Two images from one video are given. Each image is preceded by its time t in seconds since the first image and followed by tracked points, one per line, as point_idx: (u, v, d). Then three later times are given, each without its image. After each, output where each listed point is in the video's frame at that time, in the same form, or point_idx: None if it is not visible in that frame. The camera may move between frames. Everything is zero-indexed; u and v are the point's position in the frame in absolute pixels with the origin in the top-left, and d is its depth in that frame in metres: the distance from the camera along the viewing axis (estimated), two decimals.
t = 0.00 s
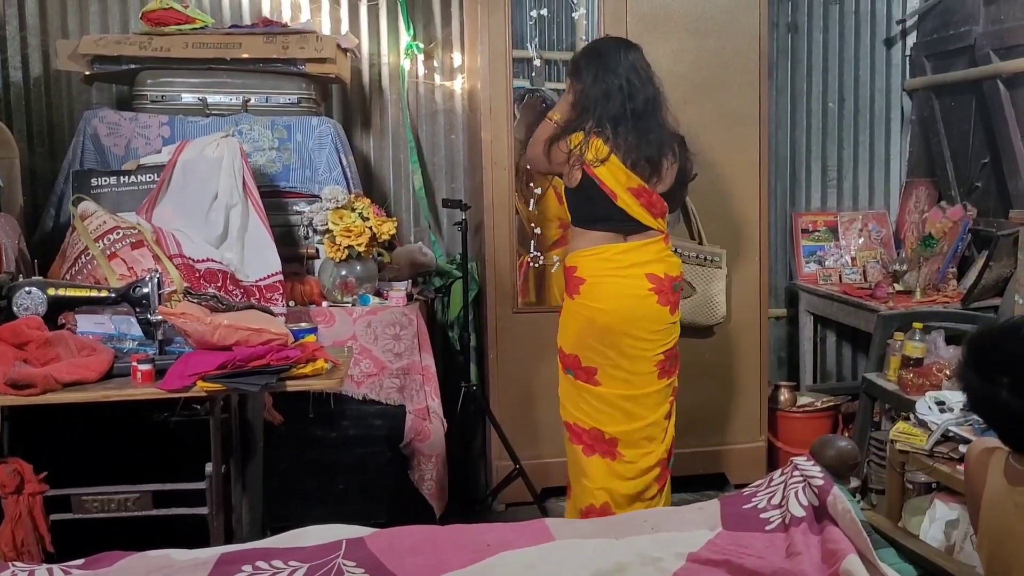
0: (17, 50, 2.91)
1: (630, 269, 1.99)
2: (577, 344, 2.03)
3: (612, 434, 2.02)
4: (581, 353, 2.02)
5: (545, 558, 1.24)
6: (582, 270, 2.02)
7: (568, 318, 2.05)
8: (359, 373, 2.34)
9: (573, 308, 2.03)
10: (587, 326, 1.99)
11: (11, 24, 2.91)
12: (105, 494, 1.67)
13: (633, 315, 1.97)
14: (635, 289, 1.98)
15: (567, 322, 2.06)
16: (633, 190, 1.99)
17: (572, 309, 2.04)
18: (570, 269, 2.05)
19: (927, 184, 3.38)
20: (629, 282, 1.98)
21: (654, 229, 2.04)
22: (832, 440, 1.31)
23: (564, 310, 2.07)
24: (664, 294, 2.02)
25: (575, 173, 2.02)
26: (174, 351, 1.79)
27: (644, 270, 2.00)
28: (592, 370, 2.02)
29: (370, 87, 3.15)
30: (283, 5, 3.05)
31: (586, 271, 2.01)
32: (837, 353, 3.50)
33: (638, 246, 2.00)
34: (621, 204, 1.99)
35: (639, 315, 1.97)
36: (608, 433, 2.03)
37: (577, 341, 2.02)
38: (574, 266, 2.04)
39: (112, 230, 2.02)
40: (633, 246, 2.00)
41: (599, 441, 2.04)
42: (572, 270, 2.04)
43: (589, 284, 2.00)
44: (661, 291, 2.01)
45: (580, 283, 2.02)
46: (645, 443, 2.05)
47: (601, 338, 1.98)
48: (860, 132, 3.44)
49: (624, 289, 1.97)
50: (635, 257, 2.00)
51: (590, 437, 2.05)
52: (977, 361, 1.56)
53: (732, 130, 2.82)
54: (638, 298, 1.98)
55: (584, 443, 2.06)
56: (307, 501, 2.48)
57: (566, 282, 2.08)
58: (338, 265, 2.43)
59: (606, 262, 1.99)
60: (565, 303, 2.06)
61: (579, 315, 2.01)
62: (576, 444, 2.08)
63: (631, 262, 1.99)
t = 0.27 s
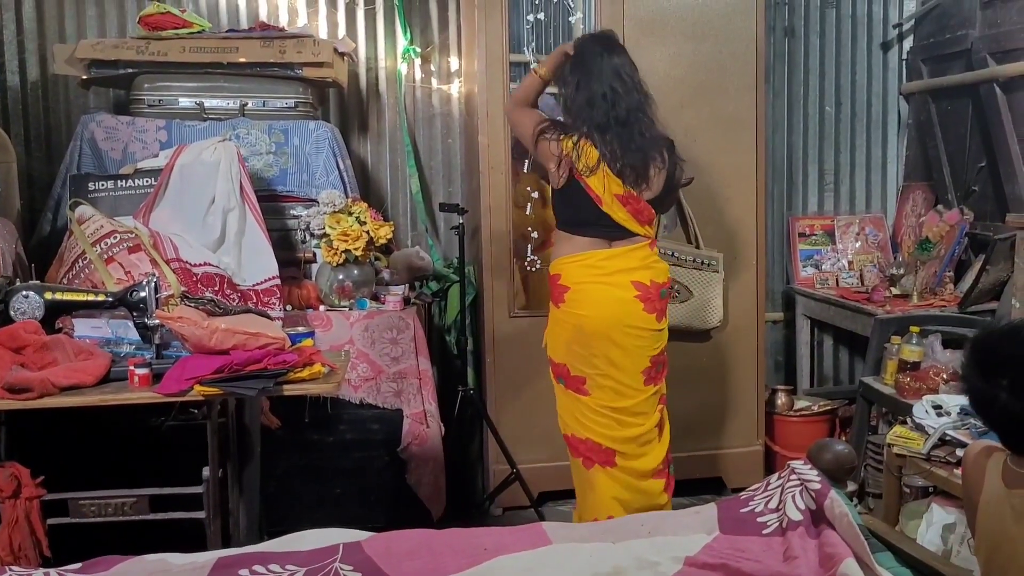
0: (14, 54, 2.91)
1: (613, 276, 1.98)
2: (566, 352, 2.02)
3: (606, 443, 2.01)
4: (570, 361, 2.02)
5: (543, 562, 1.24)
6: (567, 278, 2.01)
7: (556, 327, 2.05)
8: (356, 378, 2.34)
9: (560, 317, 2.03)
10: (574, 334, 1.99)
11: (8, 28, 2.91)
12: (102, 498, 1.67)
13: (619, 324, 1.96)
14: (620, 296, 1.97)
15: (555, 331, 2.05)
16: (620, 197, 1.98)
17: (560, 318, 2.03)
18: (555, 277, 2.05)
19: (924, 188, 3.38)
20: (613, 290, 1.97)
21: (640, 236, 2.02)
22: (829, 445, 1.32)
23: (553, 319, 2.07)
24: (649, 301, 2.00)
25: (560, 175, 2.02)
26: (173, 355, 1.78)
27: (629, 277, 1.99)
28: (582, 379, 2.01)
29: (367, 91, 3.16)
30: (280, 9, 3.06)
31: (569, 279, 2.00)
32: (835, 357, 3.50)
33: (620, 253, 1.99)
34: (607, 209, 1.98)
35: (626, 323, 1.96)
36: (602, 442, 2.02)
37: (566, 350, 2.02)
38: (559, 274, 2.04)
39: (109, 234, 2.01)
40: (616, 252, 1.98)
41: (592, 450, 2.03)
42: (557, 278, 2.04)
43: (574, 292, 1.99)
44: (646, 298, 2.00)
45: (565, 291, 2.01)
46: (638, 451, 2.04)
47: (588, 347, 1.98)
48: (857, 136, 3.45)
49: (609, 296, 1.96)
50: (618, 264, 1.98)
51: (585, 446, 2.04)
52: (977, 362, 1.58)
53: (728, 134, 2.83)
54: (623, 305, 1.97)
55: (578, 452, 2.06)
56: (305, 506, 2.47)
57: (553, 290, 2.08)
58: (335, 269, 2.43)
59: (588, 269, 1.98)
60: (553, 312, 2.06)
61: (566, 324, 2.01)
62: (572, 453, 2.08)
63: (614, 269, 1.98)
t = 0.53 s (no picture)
0: (12, 55, 2.91)
1: (606, 279, 1.97)
2: (560, 359, 1.99)
3: (600, 448, 2.01)
4: (564, 368, 1.99)
5: (539, 563, 1.24)
6: (559, 283, 1.99)
7: (546, 333, 2.02)
8: (353, 379, 2.34)
9: (552, 322, 2.00)
10: (569, 340, 1.96)
11: (5, 29, 2.91)
12: (99, 499, 1.66)
13: (614, 327, 1.96)
14: (614, 300, 1.97)
15: (545, 337, 2.02)
16: (617, 204, 1.97)
17: (551, 324, 2.00)
18: (545, 282, 2.02)
19: (921, 189, 3.39)
20: (606, 293, 1.96)
21: (626, 240, 2.03)
22: (825, 445, 1.31)
23: (540, 326, 2.03)
24: (639, 303, 2.02)
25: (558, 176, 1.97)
26: (169, 357, 1.79)
27: (620, 280, 1.99)
28: (577, 385, 1.99)
29: (364, 93, 3.16)
30: (277, 10, 3.06)
31: (562, 284, 1.98)
32: (831, 358, 3.50)
33: (612, 255, 1.99)
34: (601, 214, 1.96)
35: (619, 326, 1.97)
36: (596, 448, 2.01)
37: (560, 356, 1.99)
38: (549, 279, 2.01)
39: (106, 235, 2.01)
40: (608, 255, 1.99)
41: (587, 458, 2.02)
42: (547, 282, 2.01)
43: (568, 297, 1.96)
44: (638, 301, 2.01)
45: (558, 296, 1.98)
46: (628, 455, 2.05)
47: (584, 352, 1.96)
48: (853, 138, 3.45)
49: (603, 300, 1.96)
50: (611, 267, 1.98)
51: (579, 454, 2.03)
52: (980, 353, 1.59)
53: (725, 135, 2.83)
54: (617, 309, 1.96)
55: (573, 460, 2.04)
56: (302, 507, 2.47)
57: (540, 295, 2.04)
58: (332, 271, 2.43)
59: (582, 273, 1.96)
60: (541, 317, 2.02)
61: (560, 330, 1.98)
62: (568, 463, 2.05)
63: (607, 273, 1.98)
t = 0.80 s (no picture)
0: (8, 54, 2.90)
1: (607, 278, 2.02)
2: (568, 360, 1.98)
3: (601, 447, 2.03)
4: (571, 369, 1.98)
5: (538, 561, 1.24)
6: (566, 283, 1.98)
7: (550, 334, 1.99)
8: (351, 379, 2.33)
9: (558, 323, 1.98)
10: (579, 340, 1.97)
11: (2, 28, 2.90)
12: (96, 499, 1.66)
13: (617, 325, 2.00)
14: (616, 298, 2.01)
15: (549, 339, 1.99)
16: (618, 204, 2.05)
17: (558, 325, 1.98)
18: (548, 283, 2.00)
19: (919, 188, 3.39)
20: (610, 291, 2.00)
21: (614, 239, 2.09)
22: (823, 444, 1.32)
23: (543, 327, 2.01)
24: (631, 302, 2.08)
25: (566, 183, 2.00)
26: (167, 355, 1.78)
27: (617, 278, 2.04)
28: (583, 385, 1.99)
29: (362, 92, 3.15)
30: (275, 9, 3.05)
31: (570, 283, 1.98)
32: (829, 357, 3.51)
33: (609, 253, 2.04)
34: (605, 214, 2.01)
35: (620, 324, 2.01)
36: (598, 446, 2.02)
37: (567, 356, 1.98)
38: (554, 279, 1.99)
39: (103, 234, 2.01)
40: (606, 253, 2.03)
41: (591, 457, 2.02)
42: (552, 282, 1.99)
43: (577, 296, 1.97)
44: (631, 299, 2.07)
45: (566, 296, 1.97)
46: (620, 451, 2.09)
47: (591, 351, 1.97)
48: (851, 137, 3.46)
49: (608, 298, 1.99)
50: (610, 265, 2.03)
51: (582, 455, 2.02)
52: (982, 345, 1.56)
53: (722, 134, 2.83)
54: (620, 306, 2.01)
55: (577, 463, 2.02)
56: (300, 506, 2.47)
57: (540, 297, 2.01)
58: (330, 270, 2.43)
59: (588, 271, 1.99)
60: (545, 319, 2.00)
61: (568, 331, 1.97)
62: (569, 467, 2.03)
63: (607, 271, 2.02)
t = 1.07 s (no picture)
0: (7, 55, 2.90)
1: (598, 279, 2.15)
2: (571, 357, 2.06)
3: (592, 440, 2.12)
4: (573, 365, 2.06)
5: (537, 561, 1.24)
6: (569, 283, 2.07)
7: (553, 332, 2.06)
8: (350, 379, 2.33)
9: (562, 321, 2.06)
10: (582, 337, 2.06)
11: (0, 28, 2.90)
12: (96, 499, 1.66)
13: (607, 324, 2.13)
14: (606, 298, 2.14)
15: (552, 336, 2.06)
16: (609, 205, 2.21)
17: (563, 323, 2.06)
18: (553, 282, 2.07)
19: (917, 189, 3.39)
20: (603, 291, 2.13)
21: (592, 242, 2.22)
22: (822, 444, 1.30)
23: (545, 325, 2.07)
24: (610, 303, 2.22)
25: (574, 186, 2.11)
26: (166, 356, 1.78)
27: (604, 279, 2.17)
28: (583, 381, 2.09)
29: (361, 92, 3.15)
30: (273, 9, 3.05)
31: (573, 283, 2.07)
32: (828, 357, 3.51)
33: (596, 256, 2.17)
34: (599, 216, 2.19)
35: (608, 322, 2.14)
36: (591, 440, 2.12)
37: (571, 353, 2.06)
38: (558, 279, 2.07)
39: (103, 235, 2.01)
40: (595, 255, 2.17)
41: (586, 451, 2.11)
42: (557, 282, 2.07)
43: (581, 295, 2.07)
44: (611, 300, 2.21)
45: (571, 294, 2.06)
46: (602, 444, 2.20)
47: (589, 347, 2.08)
48: (850, 137, 3.46)
49: (602, 298, 2.12)
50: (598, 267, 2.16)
51: (579, 448, 2.09)
52: (988, 339, 1.53)
53: (721, 134, 2.84)
54: (609, 306, 2.14)
55: (575, 455, 2.09)
56: (299, 507, 2.47)
57: (543, 296, 2.08)
58: (329, 270, 2.43)
59: (586, 272, 2.10)
60: (548, 317, 2.07)
61: (573, 328, 2.06)
62: (567, 460, 2.09)
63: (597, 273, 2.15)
